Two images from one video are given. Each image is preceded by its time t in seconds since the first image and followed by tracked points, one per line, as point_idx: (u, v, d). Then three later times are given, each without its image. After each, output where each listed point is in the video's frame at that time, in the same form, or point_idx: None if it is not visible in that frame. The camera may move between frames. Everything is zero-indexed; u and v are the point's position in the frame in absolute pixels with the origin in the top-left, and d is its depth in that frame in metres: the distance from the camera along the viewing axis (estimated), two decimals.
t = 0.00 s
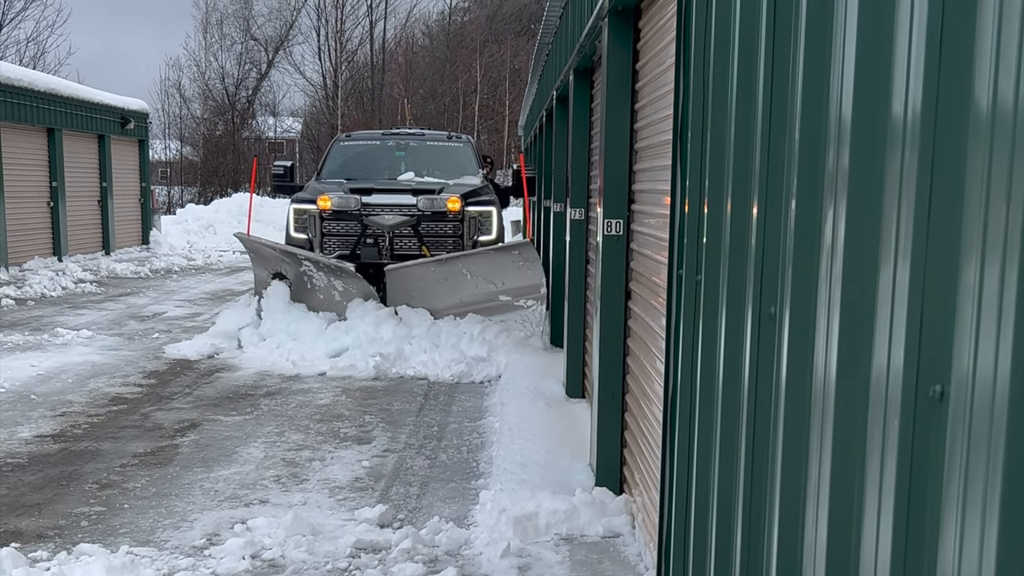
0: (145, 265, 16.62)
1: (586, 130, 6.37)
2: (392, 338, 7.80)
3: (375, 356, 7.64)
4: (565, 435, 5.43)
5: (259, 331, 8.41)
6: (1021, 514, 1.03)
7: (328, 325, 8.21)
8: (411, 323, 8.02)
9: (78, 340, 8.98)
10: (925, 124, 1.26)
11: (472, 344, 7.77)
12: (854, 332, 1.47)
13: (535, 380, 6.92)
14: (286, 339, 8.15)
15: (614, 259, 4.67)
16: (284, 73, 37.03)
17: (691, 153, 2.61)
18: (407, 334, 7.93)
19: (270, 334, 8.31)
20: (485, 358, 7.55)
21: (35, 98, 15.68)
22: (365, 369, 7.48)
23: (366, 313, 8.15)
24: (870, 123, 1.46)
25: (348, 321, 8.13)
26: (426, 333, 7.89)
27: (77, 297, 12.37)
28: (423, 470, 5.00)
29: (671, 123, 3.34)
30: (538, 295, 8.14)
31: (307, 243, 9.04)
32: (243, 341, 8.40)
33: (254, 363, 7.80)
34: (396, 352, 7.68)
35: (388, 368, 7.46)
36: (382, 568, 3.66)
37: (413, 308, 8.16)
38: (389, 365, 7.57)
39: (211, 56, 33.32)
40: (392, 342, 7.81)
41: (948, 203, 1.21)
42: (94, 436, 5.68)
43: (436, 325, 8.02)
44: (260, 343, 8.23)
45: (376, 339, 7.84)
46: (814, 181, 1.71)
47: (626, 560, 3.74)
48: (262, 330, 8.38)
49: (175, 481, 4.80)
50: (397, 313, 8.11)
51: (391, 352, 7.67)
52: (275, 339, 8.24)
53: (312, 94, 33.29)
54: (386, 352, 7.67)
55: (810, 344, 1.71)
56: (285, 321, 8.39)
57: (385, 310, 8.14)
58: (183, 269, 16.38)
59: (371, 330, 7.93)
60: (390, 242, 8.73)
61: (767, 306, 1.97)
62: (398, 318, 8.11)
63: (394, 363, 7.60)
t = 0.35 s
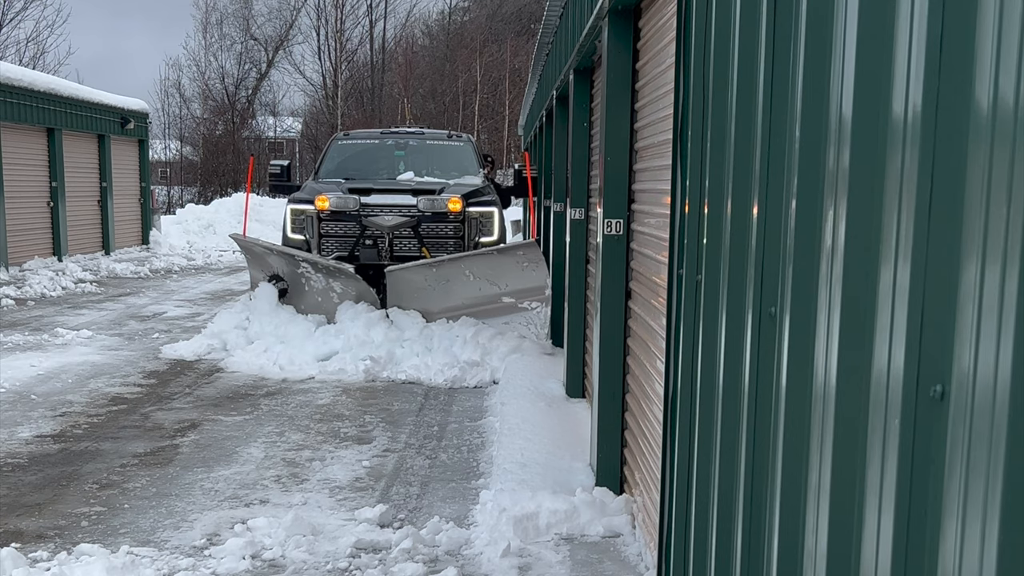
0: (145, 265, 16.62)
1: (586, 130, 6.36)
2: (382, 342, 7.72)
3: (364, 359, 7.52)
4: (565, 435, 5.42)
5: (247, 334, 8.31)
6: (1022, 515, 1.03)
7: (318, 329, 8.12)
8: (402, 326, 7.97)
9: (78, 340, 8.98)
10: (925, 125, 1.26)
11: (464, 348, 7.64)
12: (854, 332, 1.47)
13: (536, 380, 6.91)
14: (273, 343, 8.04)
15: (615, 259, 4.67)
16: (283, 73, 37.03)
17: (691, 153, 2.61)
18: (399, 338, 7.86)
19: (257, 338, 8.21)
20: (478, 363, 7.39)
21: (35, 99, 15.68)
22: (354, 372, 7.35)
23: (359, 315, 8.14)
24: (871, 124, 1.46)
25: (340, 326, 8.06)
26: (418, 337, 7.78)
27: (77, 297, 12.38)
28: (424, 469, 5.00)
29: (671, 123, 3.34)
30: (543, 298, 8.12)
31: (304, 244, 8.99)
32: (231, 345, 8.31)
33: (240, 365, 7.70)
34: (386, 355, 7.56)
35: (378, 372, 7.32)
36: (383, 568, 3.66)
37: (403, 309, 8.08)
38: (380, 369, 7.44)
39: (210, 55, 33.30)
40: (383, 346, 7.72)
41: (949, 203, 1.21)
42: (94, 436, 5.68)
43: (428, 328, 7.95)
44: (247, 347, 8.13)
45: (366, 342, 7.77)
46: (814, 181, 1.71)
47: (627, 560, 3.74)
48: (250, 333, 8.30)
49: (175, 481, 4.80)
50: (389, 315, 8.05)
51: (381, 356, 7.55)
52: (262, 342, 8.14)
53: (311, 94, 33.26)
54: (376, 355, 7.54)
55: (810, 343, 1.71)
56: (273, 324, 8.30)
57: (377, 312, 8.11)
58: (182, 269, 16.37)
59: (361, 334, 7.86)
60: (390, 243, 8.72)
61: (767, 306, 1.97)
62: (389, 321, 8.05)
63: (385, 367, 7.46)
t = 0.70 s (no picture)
0: (144, 263, 16.60)
1: (585, 129, 6.35)
2: (375, 345, 7.61)
3: (356, 363, 7.39)
4: (565, 434, 5.42)
5: (232, 336, 8.20)
6: None
7: (309, 333, 7.99)
8: (396, 328, 7.87)
9: (77, 338, 8.98)
10: (925, 125, 1.25)
11: (458, 351, 7.52)
12: (854, 331, 1.47)
13: (535, 378, 6.92)
14: (258, 345, 7.92)
15: (615, 258, 4.66)
16: (282, 71, 37.01)
17: (690, 152, 2.61)
18: (392, 341, 7.74)
19: (242, 340, 8.10)
20: (474, 366, 7.23)
21: (34, 97, 15.66)
22: (345, 376, 7.19)
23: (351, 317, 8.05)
24: (871, 122, 1.45)
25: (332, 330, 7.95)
26: (412, 340, 7.68)
27: (76, 295, 12.37)
28: (423, 468, 5.00)
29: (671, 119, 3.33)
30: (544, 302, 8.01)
31: (299, 243, 8.95)
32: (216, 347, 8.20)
33: (224, 369, 7.56)
34: (379, 358, 7.42)
35: (370, 377, 7.17)
36: (382, 567, 3.66)
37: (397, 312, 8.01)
38: (372, 373, 7.28)
39: (210, 53, 33.26)
40: (375, 348, 7.61)
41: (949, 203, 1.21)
42: (93, 434, 5.68)
43: (422, 331, 7.84)
44: (231, 349, 8.01)
45: (358, 345, 7.66)
46: (814, 180, 1.71)
47: (626, 559, 3.73)
48: (235, 334, 8.18)
49: (175, 480, 4.79)
50: (382, 317, 7.97)
51: (374, 358, 7.41)
52: (247, 344, 8.02)
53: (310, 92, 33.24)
54: (368, 358, 7.40)
55: (810, 342, 1.71)
56: (258, 326, 8.20)
57: (369, 313, 8.02)
58: (181, 268, 16.36)
59: (354, 336, 7.76)
60: (386, 242, 8.65)
61: (767, 305, 1.97)
62: (382, 322, 7.96)
63: (377, 370, 7.31)
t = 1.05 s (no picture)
0: (142, 260, 16.58)
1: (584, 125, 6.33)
2: (366, 346, 7.46)
3: (346, 365, 7.22)
4: (564, 431, 5.41)
5: (214, 337, 8.08)
6: None
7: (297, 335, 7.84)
8: (387, 328, 7.72)
9: (75, 334, 8.97)
10: (927, 122, 1.24)
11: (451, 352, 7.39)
12: (855, 332, 1.47)
13: (533, 376, 6.92)
14: (240, 345, 7.79)
15: (614, 255, 4.64)
16: (281, 67, 36.97)
17: (690, 147, 2.60)
18: (383, 342, 7.59)
19: (224, 340, 7.97)
20: (468, 368, 7.07)
21: (32, 93, 15.63)
22: (334, 378, 7.04)
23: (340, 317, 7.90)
24: (872, 119, 1.45)
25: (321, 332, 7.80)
26: (404, 340, 7.54)
27: (74, 291, 12.36)
28: (422, 464, 5.00)
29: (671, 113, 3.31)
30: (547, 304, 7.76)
31: (292, 240, 8.92)
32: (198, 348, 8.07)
33: (205, 369, 7.40)
34: (370, 360, 7.26)
35: (360, 379, 7.01)
36: (382, 563, 3.66)
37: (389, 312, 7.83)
38: (362, 375, 7.14)
39: (208, 49, 33.19)
40: (366, 349, 7.46)
41: (951, 200, 1.20)
42: (91, 430, 5.67)
43: (414, 332, 7.69)
44: (212, 349, 7.88)
45: (349, 346, 7.52)
46: (814, 175, 1.70)
47: (625, 556, 3.73)
48: (216, 335, 8.06)
49: (173, 476, 4.79)
50: (373, 316, 7.81)
51: (364, 360, 7.26)
52: (229, 344, 7.88)
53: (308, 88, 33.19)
54: (359, 359, 7.25)
55: (810, 338, 1.71)
56: (240, 326, 8.07)
57: (359, 313, 7.87)
58: (179, 264, 16.34)
59: (344, 337, 7.62)
60: (382, 240, 8.61)
61: (767, 302, 1.97)
62: (374, 322, 7.80)
63: (368, 372, 7.17)
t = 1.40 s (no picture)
0: (140, 254, 16.56)
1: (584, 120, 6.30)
2: (355, 346, 7.32)
3: (332, 365, 7.08)
4: (563, 426, 5.41)
5: (194, 337, 7.93)
6: None
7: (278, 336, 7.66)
8: (377, 327, 7.61)
9: (74, 329, 8.96)
10: (929, 116, 1.24)
11: (443, 352, 7.29)
12: (855, 328, 1.46)
13: (535, 371, 6.94)
14: (220, 344, 7.63)
15: (614, 250, 4.63)
16: (279, 61, 36.90)
17: (690, 142, 2.59)
18: (372, 341, 7.45)
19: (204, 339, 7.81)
20: (460, 368, 6.98)
21: (30, 87, 15.59)
22: (318, 379, 6.90)
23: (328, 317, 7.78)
24: (873, 113, 1.44)
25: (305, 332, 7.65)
26: (394, 340, 7.42)
27: (73, 286, 12.34)
28: (421, 459, 5.00)
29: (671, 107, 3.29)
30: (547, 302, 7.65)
31: (283, 236, 8.92)
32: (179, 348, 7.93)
33: (183, 370, 7.24)
34: (359, 361, 7.13)
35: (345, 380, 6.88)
36: (381, 558, 3.66)
37: (379, 310, 7.73)
38: (350, 377, 7.02)
39: (206, 43, 33.12)
40: (354, 350, 7.30)
41: (952, 194, 1.20)
42: (90, 425, 5.67)
43: (405, 330, 7.61)
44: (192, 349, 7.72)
45: (337, 347, 7.38)
46: (815, 170, 1.69)
47: (625, 551, 3.73)
48: (196, 334, 7.91)
49: (172, 471, 4.79)
50: (362, 315, 7.71)
51: (353, 361, 7.13)
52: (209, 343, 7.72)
53: (306, 82, 33.13)
54: (348, 360, 7.14)
55: (811, 334, 1.71)
56: (220, 325, 7.90)
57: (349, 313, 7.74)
58: (178, 259, 16.33)
59: (333, 338, 7.48)
60: (375, 235, 8.53)
61: (767, 297, 1.96)
62: (363, 321, 7.70)
63: (357, 373, 7.05)
